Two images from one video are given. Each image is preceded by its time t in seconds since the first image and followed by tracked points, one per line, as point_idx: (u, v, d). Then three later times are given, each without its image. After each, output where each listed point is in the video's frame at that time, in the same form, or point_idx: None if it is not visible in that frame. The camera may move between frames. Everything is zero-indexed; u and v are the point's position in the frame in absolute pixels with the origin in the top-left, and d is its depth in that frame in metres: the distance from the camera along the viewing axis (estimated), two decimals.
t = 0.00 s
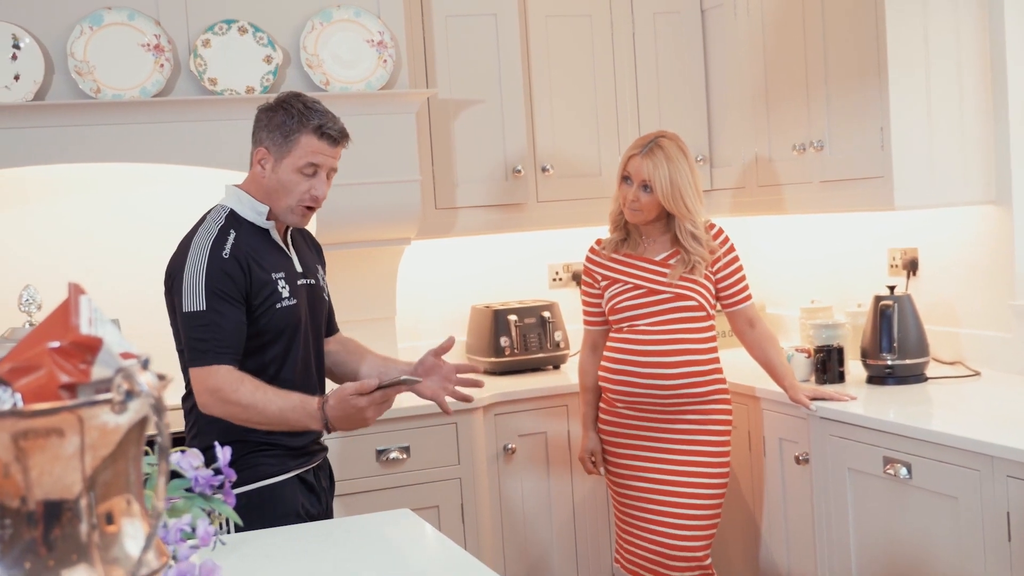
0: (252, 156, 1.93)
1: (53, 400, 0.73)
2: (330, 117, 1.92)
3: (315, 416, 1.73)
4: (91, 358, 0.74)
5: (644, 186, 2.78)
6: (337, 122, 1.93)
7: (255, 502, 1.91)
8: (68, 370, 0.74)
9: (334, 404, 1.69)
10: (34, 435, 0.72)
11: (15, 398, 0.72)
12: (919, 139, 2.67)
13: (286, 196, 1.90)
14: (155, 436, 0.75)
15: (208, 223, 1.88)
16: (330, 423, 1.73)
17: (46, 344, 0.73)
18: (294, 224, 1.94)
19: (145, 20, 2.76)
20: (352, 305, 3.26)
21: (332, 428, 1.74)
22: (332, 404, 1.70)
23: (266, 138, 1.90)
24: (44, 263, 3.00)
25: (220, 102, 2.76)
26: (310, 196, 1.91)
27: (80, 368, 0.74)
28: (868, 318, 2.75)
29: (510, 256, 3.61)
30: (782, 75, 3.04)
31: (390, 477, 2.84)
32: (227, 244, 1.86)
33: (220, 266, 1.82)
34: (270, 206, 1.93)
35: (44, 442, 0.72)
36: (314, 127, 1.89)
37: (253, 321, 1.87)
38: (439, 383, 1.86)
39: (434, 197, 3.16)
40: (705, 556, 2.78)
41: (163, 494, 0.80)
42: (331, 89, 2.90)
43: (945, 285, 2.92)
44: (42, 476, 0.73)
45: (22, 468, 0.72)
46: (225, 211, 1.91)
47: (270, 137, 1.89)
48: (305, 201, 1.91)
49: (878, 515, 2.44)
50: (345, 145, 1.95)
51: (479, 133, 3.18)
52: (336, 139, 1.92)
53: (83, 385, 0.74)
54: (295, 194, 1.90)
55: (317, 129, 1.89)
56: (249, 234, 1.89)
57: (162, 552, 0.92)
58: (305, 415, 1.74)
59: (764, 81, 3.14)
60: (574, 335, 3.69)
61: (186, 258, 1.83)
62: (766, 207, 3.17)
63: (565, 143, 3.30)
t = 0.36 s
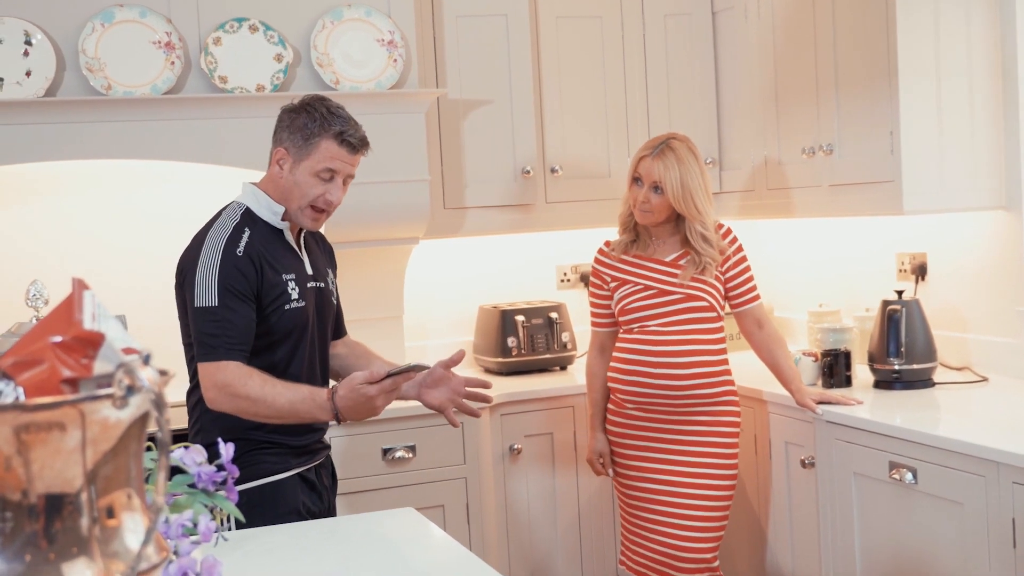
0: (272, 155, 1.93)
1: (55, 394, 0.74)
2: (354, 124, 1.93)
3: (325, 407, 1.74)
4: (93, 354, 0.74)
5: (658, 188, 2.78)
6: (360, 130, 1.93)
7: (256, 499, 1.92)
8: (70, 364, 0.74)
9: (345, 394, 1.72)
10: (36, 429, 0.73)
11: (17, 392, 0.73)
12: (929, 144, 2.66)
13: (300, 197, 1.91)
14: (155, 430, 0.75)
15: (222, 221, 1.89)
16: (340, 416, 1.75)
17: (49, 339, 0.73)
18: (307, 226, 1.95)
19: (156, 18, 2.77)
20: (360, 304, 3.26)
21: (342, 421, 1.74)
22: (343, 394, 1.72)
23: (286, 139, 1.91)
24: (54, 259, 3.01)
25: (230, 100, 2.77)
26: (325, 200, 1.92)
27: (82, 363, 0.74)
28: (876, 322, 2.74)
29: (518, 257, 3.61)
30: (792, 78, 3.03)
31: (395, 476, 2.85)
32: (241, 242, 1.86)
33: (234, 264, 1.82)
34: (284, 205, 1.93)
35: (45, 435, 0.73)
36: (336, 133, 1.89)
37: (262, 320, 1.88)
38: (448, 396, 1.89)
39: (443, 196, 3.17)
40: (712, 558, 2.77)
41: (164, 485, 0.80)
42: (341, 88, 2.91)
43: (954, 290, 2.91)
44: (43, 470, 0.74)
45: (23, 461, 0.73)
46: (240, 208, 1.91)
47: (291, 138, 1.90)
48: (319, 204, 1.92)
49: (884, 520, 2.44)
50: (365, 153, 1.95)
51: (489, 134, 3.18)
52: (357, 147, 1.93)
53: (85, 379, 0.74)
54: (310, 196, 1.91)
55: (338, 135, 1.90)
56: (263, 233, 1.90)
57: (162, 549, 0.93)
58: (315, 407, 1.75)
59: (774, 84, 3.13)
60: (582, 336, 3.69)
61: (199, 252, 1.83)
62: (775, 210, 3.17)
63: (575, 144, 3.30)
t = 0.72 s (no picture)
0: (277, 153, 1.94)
1: (60, 390, 0.74)
2: (358, 121, 1.93)
3: (330, 401, 1.73)
4: (98, 350, 0.74)
5: (665, 188, 2.78)
6: (364, 127, 1.94)
7: (261, 497, 1.93)
8: (75, 361, 0.74)
9: (349, 387, 1.71)
10: (41, 424, 0.73)
11: (23, 388, 0.74)
12: (941, 147, 2.65)
13: (306, 195, 1.92)
14: (157, 428, 0.75)
15: (229, 218, 1.90)
16: (345, 409, 1.74)
17: (54, 336, 0.73)
18: (312, 224, 1.96)
19: (170, 17, 2.78)
20: (371, 303, 3.27)
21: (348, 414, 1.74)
22: (347, 387, 1.71)
23: (292, 138, 1.91)
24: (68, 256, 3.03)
25: (242, 99, 2.77)
26: (330, 198, 1.92)
27: (87, 359, 0.74)
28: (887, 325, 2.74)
29: (529, 257, 3.61)
30: (805, 80, 3.02)
31: (404, 475, 2.85)
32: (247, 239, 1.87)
33: (238, 259, 1.83)
34: (290, 204, 1.94)
35: (50, 431, 0.74)
36: (340, 130, 1.90)
37: (267, 317, 1.89)
38: (453, 398, 1.90)
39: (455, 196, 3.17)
40: (721, 560, 2.77)
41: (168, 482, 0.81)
42: (353, 88, 2.91)
43: (966, 294, 2.90)
44: (47, 465, 0.74)
45: (28, 456, 0.74)
46: (246, 207, 1.92)
47: (296, 136, 1.90)
48: (325, 202, 1.93)
49: (893, 523, 2.43)
50: (370, 150, 1.96)
51: (500, 134, 3.19)
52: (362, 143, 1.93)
53: (90, 375, 0.74)
54: (315, 194, 1.91)
55: (343, 132, 1.90)
56: (269, 230, 1.91)
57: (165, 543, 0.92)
58: (319, 400, 1.74)
59: (786, 86, 3.13)
60: (592, 337, 3.69)
61: (205, 249, 1.84)
62: (786, 212, 3.16)
63: (586, 144, 3.30)
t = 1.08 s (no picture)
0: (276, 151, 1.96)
1: (59, 386, 0.75)
2: (352, 114, 1.94)
3: (329, 383, 1.74)
4: (97, 347, 0.75)
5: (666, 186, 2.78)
6: (359, 120, 1.94)
7: (264, 495, 1.94)
8: (74, 358, 0.75)
9: (348, 368, 1.72)
10: (40, 420, 0.73)
11: (22, 384, 0.76)
12: (951, 149, 2.65)
13: (302, 188, 1.92)
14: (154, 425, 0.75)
15: (231, 213, 1.91)
16: (345, 390, 1.74)
17: (53, 333, 0.75)
18: (312, 219, 1.96)
19: (180, 16, 2.80)
20: (379, 303, 3.28)
21: (347, 395, 1.74)
22: (346, 368, 1.72)
23: (288, 133, 1.92)
24: (78, 254, 3.05)
25: (252, 98, 2.78)
26: (328, 190, 1.92)
27: (86, 356, 0.75)
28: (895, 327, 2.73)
29: (536, 258, 3.61)
30: (814, 82, 3.02)
31: (411, 474, 2.86)
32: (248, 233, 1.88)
33: (239, 253, 1.84)
34: (290, 198, 1.95)
35: (48, 427, 0.74)
36: (334, 121, 1.90)
37: (269, 310, 1.90)
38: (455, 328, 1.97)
39: (463, 197, 3.18)
40: (726, 561, 2.77)
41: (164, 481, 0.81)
42: (362, 87, 2.92)
43: (974, 297, 2.89)
44: (45, 460, 0.75)
45: (27, 452, 0.74)
46: (247, 202, 1.94)
47: (292, 131, 1.92)
48: (324, 194, 1.93)
49: (899, 526, 2.43)
50: (366, 141, 1.96)
51: (509, 135, 3.19)
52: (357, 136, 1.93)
53: (88, 372, 0.75)
54: (313, 187, 1.91)
55: (337, 123, 1.91)
56: (271, 225, 1.92)
57: (163, 539, 0.91)
58: (318, 384, 1.74)
59: (796, 88, 3.12)
60: (600, 338, 3.69)
61: (205, 245, 1.86)
62: (794, 214, 3.16)
63: (595, 145, 3.30)
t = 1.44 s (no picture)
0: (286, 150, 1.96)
1: (60, 384, 0.76)
2: (361, 114, 1.93)
3: (341, 376, 1.74)
4: (98, 346, 0.75)
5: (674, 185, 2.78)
6: (368, 120, 1.93)
7: (278, 495, 1.95)
8: (76, 356, 0.75)
9: (358, 360, 1.72)
10: (41, 419, 0.74)
11: (25, 382, 0.77)
12: (959, 149, 2.64)
13: (314, 188, 1.92)
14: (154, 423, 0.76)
15: (242, 214, 1.91)
16: (358, 382, 1.74)
17: (55, 331, 0.74)
18: (324, 217, 1.96)
19: (187, 16, 2.80)
20: (385, 303, 3.28)
21: (361, 386, 1.74)
22: (356, 360, 1.72)
23: (298, 133, 1.92)
24: (85, 254, 3.06)
25: (259, 98, 2.79)
26: (338, 189, 1.92)
27: (87, 355, 0.75)
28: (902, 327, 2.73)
29: (543, 258, 3.61)
30: (822, 82, 3.02)
31: (418, 474, 2.86)
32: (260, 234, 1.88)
33: (252, 254, 1.84)
34: (301, 198, 1.95)
35: (50, 426, 0.74)
36: (344, 121, 1.90)
37: (282, 310, 1.90)
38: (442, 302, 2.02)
39: (470, 196, 3.18)
40: (731, 561, 2.77)
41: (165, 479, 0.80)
42: (369, 87, 2.93)
43: (982, 297, 2.88)
44: (47, 459, 0.75)
45: (29, 450, 0.75)
46: (258, 202, 1.94)
47: (301, 131, 1.91)
48: (334, 194, 1.93)
49: (906, 526, 2.42)
50: (376, 141, 1.96)
51: (516, 135, 3.19)
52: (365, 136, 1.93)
53: (90, 371, 0.75)
54: (323, 186, 1.91)
55: (346, 124, 1.90)
56: (282, 225, 1.92)
57: (165, 537, 0.91)
58: (330, 378, 1.75)
59: (803, 88, 3.12)
60: (607, 338, 3.69)
61: (218, 246, 1.86)
62: (801, 214, 3.16)
63: (602, 145, 3.30)
